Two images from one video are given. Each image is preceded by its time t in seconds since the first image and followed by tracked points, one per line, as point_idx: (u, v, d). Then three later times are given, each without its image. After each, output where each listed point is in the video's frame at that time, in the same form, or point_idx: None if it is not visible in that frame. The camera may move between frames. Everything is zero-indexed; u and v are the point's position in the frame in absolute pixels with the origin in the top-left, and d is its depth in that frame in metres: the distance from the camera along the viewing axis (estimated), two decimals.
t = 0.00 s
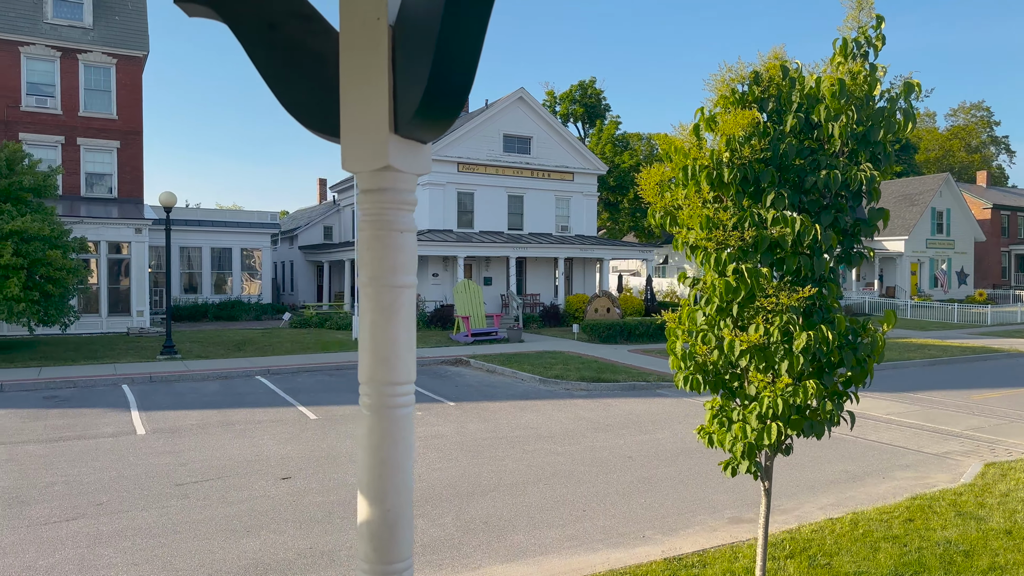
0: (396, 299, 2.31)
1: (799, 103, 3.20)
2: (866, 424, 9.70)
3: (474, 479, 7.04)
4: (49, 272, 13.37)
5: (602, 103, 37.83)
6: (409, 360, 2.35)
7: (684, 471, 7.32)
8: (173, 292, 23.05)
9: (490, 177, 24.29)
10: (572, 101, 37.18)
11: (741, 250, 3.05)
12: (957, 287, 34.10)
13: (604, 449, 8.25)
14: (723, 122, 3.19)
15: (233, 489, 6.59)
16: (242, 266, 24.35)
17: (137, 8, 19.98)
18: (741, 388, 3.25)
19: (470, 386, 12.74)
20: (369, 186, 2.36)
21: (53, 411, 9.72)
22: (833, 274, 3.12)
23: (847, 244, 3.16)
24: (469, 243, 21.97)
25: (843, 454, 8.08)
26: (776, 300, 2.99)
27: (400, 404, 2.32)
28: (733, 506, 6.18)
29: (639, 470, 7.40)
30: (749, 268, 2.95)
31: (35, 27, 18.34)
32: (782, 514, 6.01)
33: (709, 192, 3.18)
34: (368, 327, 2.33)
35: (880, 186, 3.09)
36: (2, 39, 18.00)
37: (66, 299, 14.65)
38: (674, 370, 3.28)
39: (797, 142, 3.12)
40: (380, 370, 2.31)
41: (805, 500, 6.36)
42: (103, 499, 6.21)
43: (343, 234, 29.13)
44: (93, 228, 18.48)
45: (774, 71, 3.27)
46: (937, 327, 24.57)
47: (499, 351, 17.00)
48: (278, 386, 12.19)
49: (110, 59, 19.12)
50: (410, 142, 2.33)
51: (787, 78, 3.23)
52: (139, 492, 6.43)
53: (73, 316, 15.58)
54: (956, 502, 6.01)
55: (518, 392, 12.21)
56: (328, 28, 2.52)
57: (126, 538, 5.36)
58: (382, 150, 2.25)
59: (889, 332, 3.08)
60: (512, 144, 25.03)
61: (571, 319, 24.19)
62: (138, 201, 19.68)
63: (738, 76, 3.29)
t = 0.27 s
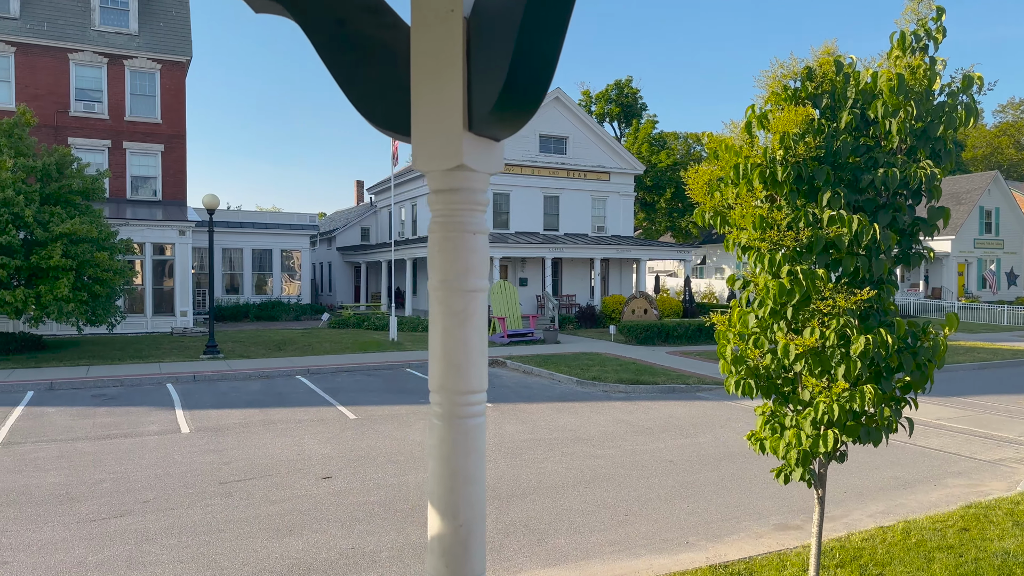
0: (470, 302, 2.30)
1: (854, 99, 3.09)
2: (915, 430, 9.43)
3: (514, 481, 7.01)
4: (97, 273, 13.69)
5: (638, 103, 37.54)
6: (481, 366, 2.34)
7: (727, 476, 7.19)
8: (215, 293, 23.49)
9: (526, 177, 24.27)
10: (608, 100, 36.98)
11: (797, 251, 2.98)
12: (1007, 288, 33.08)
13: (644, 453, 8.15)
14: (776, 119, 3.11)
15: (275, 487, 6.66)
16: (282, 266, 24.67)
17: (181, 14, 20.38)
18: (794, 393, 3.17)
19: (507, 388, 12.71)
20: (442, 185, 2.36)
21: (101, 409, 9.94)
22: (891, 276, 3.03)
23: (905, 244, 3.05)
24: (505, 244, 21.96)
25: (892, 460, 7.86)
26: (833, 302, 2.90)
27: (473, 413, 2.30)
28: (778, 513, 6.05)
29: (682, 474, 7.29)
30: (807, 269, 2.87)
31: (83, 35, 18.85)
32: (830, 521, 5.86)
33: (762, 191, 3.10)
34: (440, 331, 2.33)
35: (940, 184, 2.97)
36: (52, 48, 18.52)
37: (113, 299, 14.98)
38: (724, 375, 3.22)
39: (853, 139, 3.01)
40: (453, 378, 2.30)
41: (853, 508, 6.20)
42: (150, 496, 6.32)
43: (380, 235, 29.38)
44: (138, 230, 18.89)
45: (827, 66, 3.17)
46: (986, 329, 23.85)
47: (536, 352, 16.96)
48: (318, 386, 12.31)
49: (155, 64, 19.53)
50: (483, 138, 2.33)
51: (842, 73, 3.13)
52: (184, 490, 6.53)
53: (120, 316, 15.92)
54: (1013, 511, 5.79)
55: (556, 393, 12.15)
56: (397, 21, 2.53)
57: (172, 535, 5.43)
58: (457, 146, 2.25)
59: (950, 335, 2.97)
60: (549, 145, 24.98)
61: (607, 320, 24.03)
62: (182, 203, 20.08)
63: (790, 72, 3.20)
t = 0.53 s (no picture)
0: (544, 304, 2.26)
1: (910, 93, 2.98)
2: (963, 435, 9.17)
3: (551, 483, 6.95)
4: (138, 274, 13.94)
5: (672, 102, 37.20)
6: (554, 372, 2.29)
7: (768, 481, 7.05)
8: (252, 293, 23.82)
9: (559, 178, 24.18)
10: (641, 100, 36.73)
11: (853, 251, 2.88)
12: None
13: (682, 456, 8.03)
14: (828, 115, 3.01)
15: (312, 487, 6.68)
16: (317, 267, 24.90)
17: (218, 19, 20.69)
18: (846, 398, 3.08)
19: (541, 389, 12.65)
20: (512, 180, 2.32)
21: (142, 408, 10.10)
22: (951, 277, 2.91)
23: (964, 243, 2.93)
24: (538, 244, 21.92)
25: (939, 465, 7.64)
26: (889, 303, 2.80)
27: (546, 421, 2.25)
28: (822, 519, 5.91)
29: (721, 478, 7.17)
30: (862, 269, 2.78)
31: (124, 40, 19.26)
32: (877, 528, 5.70)
33: (814, 189, 3.02)
34: (509, 334, 2.30)
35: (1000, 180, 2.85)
36: (95, 54, 18.95)
37: (153, 300, 15.23)
38: (774, 379, 3.13)
39: (908, 135, 2.90)
40: (526, 384, 2.26)
41: (900, 514, 6.02)
42: (190, 495, 6.38)
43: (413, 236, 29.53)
44: (178, 232, 19.21)
45: (881, 59, 3.07)
46: None
47: (569, 353, 16.87)
48: (353, 386, 12.38)
49: (193, 69, 19.85)
50: (558, 128, 2.30)
51: (897, 66, 3.02)
52: (224, 489, 6.59)
53: (160, 316, 16.18)
54: None
55: (591, 395, 12.06)
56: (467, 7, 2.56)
57: (213, 534, 5.48)
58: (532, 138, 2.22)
59: (1012, 339, 2.85)
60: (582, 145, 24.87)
61: (641, 321, 23.83)
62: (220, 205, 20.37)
63: (842, 66, 3.10)
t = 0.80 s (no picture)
0: (620, 311, 2.20)
1: (970, 87, 2.85)
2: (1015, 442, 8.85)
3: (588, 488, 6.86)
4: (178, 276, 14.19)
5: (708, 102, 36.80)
6: (629, 386, 2.22)
7: (811, 488, 6.88)
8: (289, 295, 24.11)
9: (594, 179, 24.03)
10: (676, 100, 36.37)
11: (911, 252, 2.76)
12: None
13: (722, 462, 7.88)
14: (883, 110, 2.90)
15: (349, 489, 6.69)
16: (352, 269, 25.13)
17: (256, 24, 20.97)
18: (903, 406, 2.96)
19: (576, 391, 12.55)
20: (586, 177, 2.26)
21: (183, 407, 10.25)
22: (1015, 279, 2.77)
23: None
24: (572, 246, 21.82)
25: (991, 474, 7.38)
26: (950, 307, 2.67)
27: (621, 438, 2.20)
28: (870, 528, 5.74)
29: (763, 485, 7.01)
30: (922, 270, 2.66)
31: (165, 46, 19.63)
32: (927, 539, 5.52)
33: (868, 188, 2.90)
34: (582, 345, 2.24)
35: None
36: (137, 60, 19.35)
37: (193, 301, 15.46)
38: (826, 385, 3.02)
39: (967, 130, 2.77)
40: (600, 399, 2.19)
41: (952, 525, 5.82)
42: (230, 495, 6.43)
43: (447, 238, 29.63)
44: (217, 234, 19.53)
45: (939, 53, 2.95)
46: None
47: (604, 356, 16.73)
48: (388, 387, 12.42)
49: (232, 74, 20.13)
50: (636, 121, 2.24)
51: (956, 59, 2.90)
52: (263, 489, 6.63)
53: (200, 317, 16.44)
54: None
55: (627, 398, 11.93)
56: None
57: (252, 534, 5.51)
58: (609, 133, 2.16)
59: None
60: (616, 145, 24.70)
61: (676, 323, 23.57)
62: (258, 208, 20.63)
63: (897, 60, 2.99)
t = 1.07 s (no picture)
0: (702, 321, 2.12)
1: None
2: None
3: (629, 494, 6.76)
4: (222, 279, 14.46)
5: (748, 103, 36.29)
6: (712, 406, 2.15)
7: (860, 498, 6.68)
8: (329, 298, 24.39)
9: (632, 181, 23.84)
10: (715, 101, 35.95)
11: (975, 255, 2.64)
12: None
13: (766, 470, 7.70)
14: (945, 107, 2.77)
15: (388, 492, 6.70)
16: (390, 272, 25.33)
17: (297, 31, 21.28)
18: (965, 415, 2.83)
19: (615, 396, 12.42)
20: (663, 179, 2.18)
21: (226, 409, 10.41)
22: None
23: None
24: (611, 249, 21.67)
25: None
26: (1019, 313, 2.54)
27: (702, 461, 2.13)
28: (923, 541, 5.54)
29: (810, 494, 6.82)
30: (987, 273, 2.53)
31: (209, 54, 20.05)
32: (985, 553, 5.30)
33: (929, 188, 2.78)
34: (659, 361, 2.18)
35: None
36: (183, 68, 19.78)
37: (236, 304, 15.72)
38: (884, 394, 2.91)
39: None
40: (680, 420, 2.13)
41: (1010, 538, 5.58)
42: (272, 497, 6.48)
43: (484, 242, 29.68)
44: (260, 238, 19.86)
45: (1005, 46, 2.81)
46: None
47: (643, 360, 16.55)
48: (427, 390, 12.45)
49: (274, 80, 20.46)
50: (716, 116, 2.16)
51: None
52: (303, 491, 6.68)
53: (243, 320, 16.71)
54: None
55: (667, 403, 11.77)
56: None
57: (294, 537, 5.53)
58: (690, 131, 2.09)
59: None
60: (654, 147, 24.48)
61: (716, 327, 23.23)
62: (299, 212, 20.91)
63: (961, 55, 2.86)
